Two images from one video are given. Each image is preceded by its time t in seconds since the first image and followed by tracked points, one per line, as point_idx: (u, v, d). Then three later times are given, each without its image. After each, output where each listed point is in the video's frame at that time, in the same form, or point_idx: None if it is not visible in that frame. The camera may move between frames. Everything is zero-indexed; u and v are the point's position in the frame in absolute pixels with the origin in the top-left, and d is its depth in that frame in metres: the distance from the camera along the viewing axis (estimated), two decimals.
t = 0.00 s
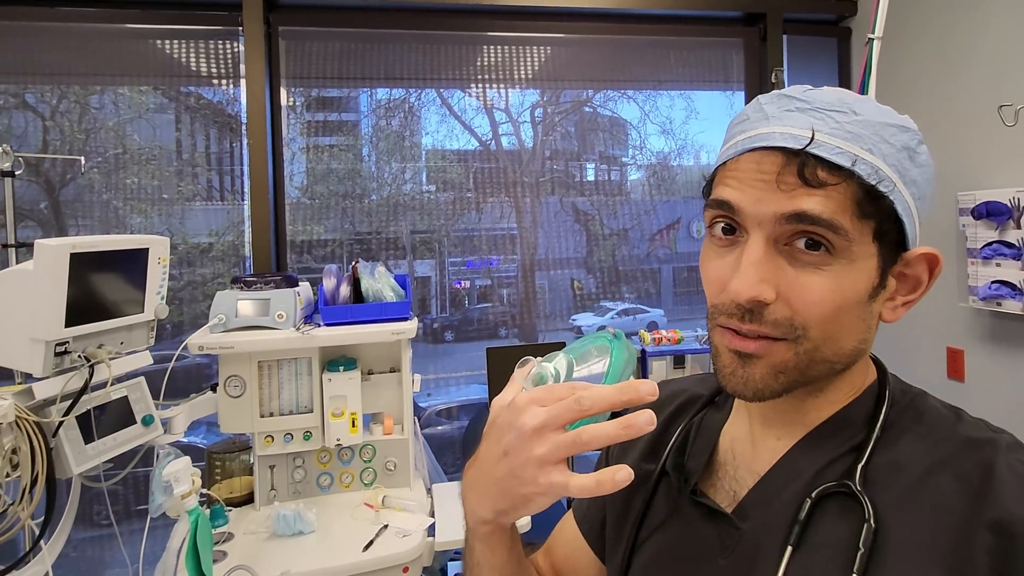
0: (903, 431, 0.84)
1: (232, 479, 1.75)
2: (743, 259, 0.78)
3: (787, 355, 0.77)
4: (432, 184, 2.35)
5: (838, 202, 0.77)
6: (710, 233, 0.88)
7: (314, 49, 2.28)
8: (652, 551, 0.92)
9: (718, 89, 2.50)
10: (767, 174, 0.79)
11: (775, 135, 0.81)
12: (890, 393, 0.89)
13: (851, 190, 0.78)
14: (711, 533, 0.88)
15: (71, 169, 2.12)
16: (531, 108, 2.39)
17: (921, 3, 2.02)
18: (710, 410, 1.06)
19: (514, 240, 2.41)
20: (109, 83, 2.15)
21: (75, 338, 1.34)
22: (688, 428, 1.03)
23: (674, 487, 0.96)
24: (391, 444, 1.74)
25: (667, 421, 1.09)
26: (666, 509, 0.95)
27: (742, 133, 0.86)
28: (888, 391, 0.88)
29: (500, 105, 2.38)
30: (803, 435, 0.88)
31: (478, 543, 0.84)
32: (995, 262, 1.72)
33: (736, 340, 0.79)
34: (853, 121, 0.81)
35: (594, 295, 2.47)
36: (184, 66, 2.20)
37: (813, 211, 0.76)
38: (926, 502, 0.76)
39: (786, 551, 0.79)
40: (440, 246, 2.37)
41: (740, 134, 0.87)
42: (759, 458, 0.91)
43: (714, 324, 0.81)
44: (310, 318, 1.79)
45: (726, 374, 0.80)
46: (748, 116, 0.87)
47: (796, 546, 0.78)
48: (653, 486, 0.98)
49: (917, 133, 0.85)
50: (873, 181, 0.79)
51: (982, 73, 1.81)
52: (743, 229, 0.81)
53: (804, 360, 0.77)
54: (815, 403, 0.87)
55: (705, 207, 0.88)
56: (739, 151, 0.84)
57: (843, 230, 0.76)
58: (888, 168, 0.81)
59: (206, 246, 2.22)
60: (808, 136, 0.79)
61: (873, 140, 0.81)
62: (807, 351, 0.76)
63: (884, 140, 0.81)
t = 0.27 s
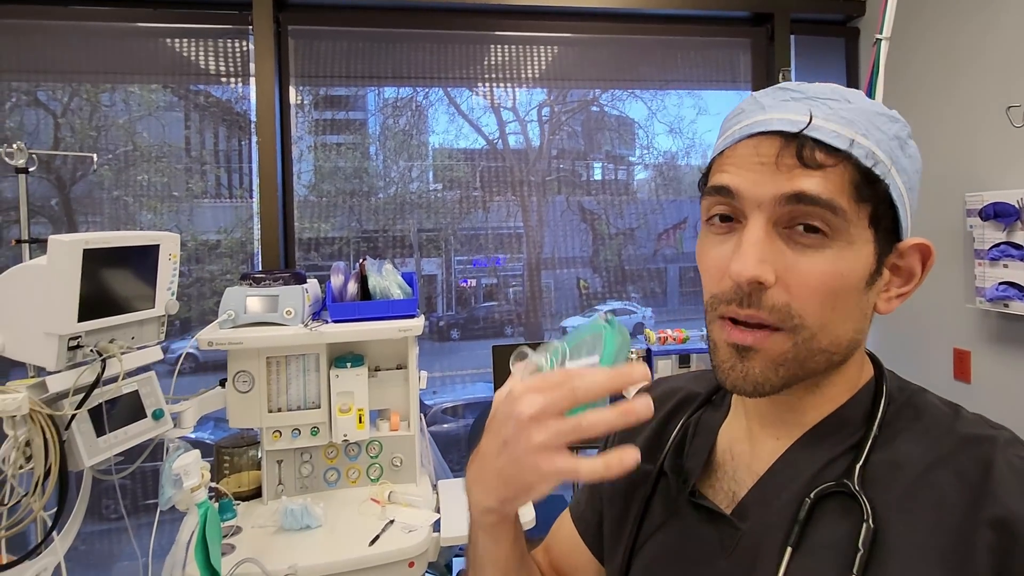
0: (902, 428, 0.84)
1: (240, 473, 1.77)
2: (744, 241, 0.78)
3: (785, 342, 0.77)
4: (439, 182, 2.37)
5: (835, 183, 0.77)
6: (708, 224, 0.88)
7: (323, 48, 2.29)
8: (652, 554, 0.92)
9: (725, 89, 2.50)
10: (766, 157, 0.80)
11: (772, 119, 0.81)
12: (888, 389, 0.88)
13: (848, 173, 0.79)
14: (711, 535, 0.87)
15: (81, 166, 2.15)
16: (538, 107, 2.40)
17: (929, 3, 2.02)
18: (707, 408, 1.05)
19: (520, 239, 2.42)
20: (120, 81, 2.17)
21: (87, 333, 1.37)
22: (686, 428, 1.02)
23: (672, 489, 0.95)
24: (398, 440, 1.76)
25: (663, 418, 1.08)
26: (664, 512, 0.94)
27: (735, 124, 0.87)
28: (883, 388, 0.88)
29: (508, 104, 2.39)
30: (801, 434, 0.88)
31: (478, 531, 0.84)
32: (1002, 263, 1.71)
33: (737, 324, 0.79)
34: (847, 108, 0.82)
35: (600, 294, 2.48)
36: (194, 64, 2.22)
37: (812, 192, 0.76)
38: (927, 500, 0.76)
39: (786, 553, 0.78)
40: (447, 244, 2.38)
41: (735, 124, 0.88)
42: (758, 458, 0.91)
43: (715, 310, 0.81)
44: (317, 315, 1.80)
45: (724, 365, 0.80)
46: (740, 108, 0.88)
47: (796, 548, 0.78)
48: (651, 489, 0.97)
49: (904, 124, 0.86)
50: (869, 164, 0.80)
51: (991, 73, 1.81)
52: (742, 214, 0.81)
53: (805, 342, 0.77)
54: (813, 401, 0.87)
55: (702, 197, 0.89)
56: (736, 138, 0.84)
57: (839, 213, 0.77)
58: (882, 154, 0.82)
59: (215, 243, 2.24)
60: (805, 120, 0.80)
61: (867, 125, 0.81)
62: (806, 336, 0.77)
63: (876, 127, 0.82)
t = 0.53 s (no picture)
0: (888, 425, 0.83)
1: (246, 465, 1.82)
2: (713, 232, 0.83)
3: (770, 325, 0.80)
4: (446, 182, 2.41)
5: (785, 165, 0.83)
6: (673, 231, 0.93)
7: (331, 50, 2.34)
8: (645, 559, 0.92)
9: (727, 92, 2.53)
10: (716, 152, 0.86)
11: (714, 121, 0.88)
12: (873, 385, 0.88)
13: (792, 155, 0.84)
14: (701, 539, 0.88)
15: (94, 164, 2.20)
16: (544, 108, 2.44)
17: (929, 6, 2.03)
18: (695, 411, 1.07)
19: (525, 239, 2.46)
20: (131, 81, 2.22)
21: (102, 327, 1.41)
22: (675, 432, 1.04)
23: (665, 494, 0.96)
24: (400, 435, 1.80)
25: (653, 422, 1.10)
26: (657, 517, 0.95)
27: (682, 135, 0.93)
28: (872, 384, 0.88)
29: (514, 104, 2.43)
30: (791, 435, 0.88)
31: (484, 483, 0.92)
32: (997, 266, 1.73)
33: (721, 313, 0.82)
34: (779, 102, 0.88)
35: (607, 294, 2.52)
36: (204, 65, 2.27)
37: (764, 174, 0.82)
38: (912, 499, 0.75)
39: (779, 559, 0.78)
40: (453, 243, 2.42)
41: (684, 134, 0.94)
42: (748, 460, 0.91)
43: (696, 306, 0.84)
44: (323, 312, 1.85)
45: (716, 361, 0.82)
46: (685, 122, 0.95)
47: (789, 553, 0.78)
48: (643, 494, 0.99)
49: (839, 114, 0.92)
50: (808, 144, 0.84)
51: (988, 77, 1.83)
52: (705, 210, 0.86)
53: (788, 320, 0.80)
54: (801, 400, 0.87)
55: (664, 207, 0.94)
56: (686, 144, 0.90)
57: (795, 191, 0.82)
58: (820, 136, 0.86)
59: (224, 241, 2.30)
60: (744, 115, 0.86)
61: (802, 114, 0.87)
62: (788, 315, 0.80)
63: (810, 116, 0.88)
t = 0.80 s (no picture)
0: (892, 422, 0.83)
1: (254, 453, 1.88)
2: (685, 233, 0.87)
3: (756, 315, 0.84)
4: (456, 180, 2.46)
5: (743, 161, 0.88)
6: (651, 241, 0.97)
7: (338, 51, 2.39)
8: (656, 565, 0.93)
9: (728, 92, 2.56)
10: (674, 160, 0.91)
11: (669, 132, 0.93)
12: (877, 380, 0.88)
13: (747, 150, 0.89)
14: (710, 542, 0.88)
15: (107, 161, 2.27)
16: (552, 106, 2.48)
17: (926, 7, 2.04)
18: (698, 414, 1.08)
19: (533, 237, 2.51)
20: (142, 79, 2.29)
21: (116, 318, 1.48)
22: (679, 436, 1.05)
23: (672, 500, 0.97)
24: (402, 426, 1.86)
25: (658, 427, 1.11)
26: (666, 522, 0.95)
27: (646, 149, 0.99)
28: (874, 378, 0.89)
29: (523, 103, 2.48)
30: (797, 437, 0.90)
31: None
32: (988, 265, 1.76)
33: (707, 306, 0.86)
34: (729, 105, 0.93)
35: (616, 293, 2.56)
36: (216, 65, 2.33)
37: (723, 172, 0.87)
38: (920, 496, 0.75)
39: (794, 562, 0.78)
40: (461, 241, 2.47)
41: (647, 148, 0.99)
42: (756, 463, 0.93)
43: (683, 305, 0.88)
44: (328, 306, 1.90)
45: (710, 359, 0.86)
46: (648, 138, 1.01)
47: (803, 556, 0.78)
48: (650, 501, 0.99)
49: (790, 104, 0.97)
50: (760, 137, 0.90)
51: (980, 78, 1.85)
52: (675, 216, 0.91)
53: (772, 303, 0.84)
54: (802, 397, 0.90)
55: (638, 223, 0.98)
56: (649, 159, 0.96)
57: (757, 184, 0.86)
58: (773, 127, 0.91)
59: (234, 237, 2.36)
60: (694, 121, 0.92)
61: (752, 110, 0.92)
62: (772, 303, 0.84)
63: (761, 111, 0.93)
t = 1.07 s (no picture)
0: (892, 409, 0.84)
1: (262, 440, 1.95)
2: (678, 226, 0.89)
3: (750, 308, 0.84)
4: (466, 179, 2.52)
5: (737, 154, 0.89)
6: (649, 236, 1.00)
7: (345, 53, 2.46)
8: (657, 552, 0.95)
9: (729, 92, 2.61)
10: (669, 156, 0.93)
11: (664, 125, 0.95)
12: (876, 367, 0.89)
13: (741, 143, 0.90)
14: (711, 529, 0.90)
15: (122, 160, 2.35)
16: (559, 105, 2.54)
17: (920, 8, 2.08)
18: (700, 402, 1.11)
19: (540, 236, 2.57)
20: (156, 80, 2.37)
21: (131, 308, 1.55)
22: (681, 425, 1.08)
23: (674, 489, 0.99)
24: (404, 415, 1.93)
25: (661, 418, 1.14)
26: (668, 510, 0.98)
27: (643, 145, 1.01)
28: (874, 367, 0.89)
29: (531, 101, 2.54)
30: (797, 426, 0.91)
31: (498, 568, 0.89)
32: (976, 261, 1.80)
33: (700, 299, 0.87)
34: (723, 98, 0.95)
35: (625, 292, 2.62)
36: (228, 66, 2.41)
37: (716, 166, 0.89)
38: (920, 482, 0.76)
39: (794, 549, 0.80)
40: (471, 240, 2.54)
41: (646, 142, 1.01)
42: (755, 452, 0.94)
43: (677, 297, 0.90)
44: (332, 300, 1.97)
45: (708, 354, 0.88)
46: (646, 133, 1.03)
47: (803, 543, 0.79)
48: (653, 490, 1.02)
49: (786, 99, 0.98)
50: (753, 129, 0.91)
51: (969, 77, 1.90)
52: (671, 212, 0.93)
53: (764, 295, 0.85)
54: (803, 388, 0.90)
55: (637, 218, 1.00)
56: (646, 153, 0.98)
57: (750, 177, 0.87)
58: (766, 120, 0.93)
59: (246, 235, 2.43)
60: (687, 115, 0.93)
61: (747, 104, 0.94)
62: (766, 295, 0.85)
63: (756, 104, 0.94)
